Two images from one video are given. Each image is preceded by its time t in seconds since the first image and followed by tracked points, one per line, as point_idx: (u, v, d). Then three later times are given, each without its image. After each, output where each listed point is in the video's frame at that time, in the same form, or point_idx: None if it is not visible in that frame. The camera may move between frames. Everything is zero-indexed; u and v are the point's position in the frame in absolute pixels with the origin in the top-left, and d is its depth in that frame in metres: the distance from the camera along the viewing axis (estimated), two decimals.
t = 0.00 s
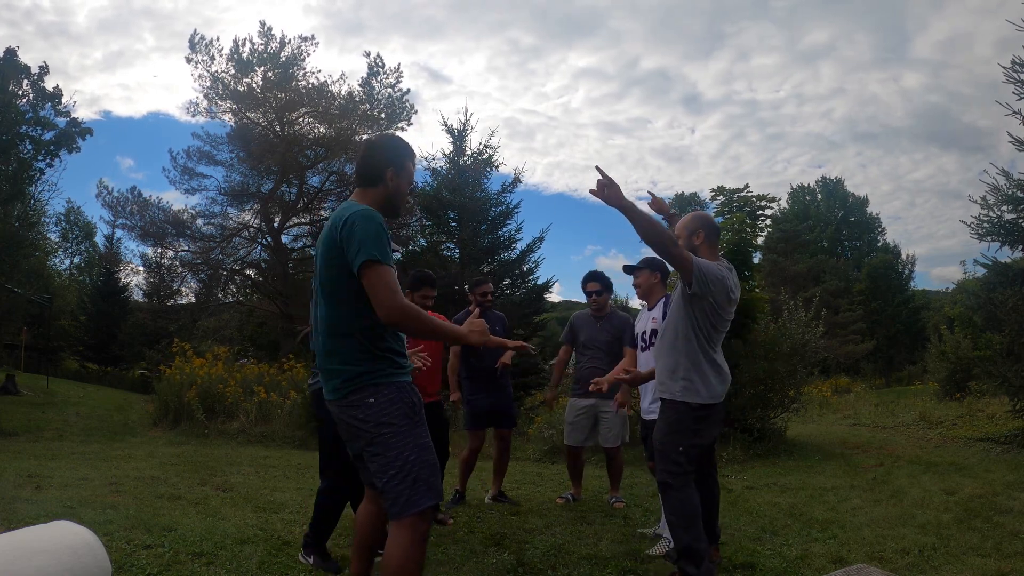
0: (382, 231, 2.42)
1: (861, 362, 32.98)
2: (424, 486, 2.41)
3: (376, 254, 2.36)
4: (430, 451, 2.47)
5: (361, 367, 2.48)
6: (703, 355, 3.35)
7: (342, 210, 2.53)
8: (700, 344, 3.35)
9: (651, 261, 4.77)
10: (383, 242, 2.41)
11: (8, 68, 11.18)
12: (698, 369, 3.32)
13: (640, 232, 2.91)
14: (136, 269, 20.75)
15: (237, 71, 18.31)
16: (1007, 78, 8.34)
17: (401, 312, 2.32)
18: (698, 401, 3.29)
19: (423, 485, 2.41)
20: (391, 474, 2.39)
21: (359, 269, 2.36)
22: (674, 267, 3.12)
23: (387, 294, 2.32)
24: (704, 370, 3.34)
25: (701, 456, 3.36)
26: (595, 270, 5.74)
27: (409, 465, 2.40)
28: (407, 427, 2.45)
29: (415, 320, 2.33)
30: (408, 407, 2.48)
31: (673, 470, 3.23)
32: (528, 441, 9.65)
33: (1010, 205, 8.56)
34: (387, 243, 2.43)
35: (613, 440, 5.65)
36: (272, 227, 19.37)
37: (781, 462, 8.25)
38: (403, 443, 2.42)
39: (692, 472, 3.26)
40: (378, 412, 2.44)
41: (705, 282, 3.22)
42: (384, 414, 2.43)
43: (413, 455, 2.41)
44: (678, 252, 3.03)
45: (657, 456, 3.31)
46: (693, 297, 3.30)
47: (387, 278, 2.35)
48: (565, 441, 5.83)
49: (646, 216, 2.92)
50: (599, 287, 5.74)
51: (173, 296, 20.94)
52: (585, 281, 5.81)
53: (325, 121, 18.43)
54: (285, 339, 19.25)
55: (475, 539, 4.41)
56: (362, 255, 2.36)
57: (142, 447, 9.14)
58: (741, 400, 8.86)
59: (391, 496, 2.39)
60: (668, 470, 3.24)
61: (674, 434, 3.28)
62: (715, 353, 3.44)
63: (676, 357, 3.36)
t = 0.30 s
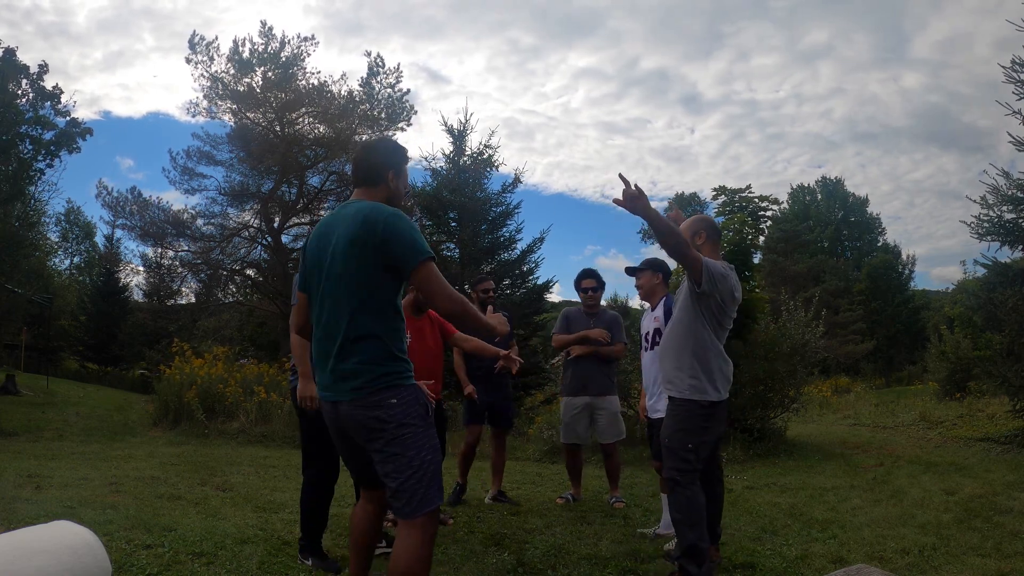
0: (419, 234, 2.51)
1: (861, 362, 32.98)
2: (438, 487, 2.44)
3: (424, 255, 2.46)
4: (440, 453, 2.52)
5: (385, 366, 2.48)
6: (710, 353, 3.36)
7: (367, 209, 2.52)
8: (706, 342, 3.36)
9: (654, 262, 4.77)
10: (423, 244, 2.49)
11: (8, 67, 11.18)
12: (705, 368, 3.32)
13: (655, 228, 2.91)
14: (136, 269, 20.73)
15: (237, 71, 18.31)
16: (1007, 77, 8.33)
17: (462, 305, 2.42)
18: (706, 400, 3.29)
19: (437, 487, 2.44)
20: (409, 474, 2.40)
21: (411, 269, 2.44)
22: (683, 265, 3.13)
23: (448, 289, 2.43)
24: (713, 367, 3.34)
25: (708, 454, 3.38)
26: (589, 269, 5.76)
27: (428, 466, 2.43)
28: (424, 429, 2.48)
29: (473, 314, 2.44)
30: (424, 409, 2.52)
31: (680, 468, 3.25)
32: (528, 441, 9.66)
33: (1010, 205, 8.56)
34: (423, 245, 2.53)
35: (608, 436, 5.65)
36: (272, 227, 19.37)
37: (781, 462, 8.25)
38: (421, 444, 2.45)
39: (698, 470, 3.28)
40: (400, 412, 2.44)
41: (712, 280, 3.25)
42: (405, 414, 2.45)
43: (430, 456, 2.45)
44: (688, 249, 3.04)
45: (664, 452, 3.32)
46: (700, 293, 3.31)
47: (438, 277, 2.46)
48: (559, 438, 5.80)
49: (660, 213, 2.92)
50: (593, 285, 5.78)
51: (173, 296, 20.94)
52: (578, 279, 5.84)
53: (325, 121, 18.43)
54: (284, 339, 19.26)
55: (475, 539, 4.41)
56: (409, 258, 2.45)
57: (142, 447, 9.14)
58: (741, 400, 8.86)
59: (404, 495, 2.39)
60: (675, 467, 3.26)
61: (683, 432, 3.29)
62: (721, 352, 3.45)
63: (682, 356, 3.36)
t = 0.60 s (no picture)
0: (412, 231, 2.49)
1: (861, 362, 32.98)
2: (436, 485, 2.44)
3: (417, 254, 2.45)
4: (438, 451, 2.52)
5: (381, 364, 2.48)
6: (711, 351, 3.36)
7: (364, 206, 2.52)
8: (707, 340, 3.36)
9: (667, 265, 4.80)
10: (416, 242, 2.48)
11: (8, 67, 11.18)
12: (706, 366, 3.32)
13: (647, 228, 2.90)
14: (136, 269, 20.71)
15: (237, 71, 18.32)
16: (1007, 77, 8.32)
17: (435, 316, 2.45)
18: (708, 398, 3.29)
19: (434, 485, 2.44)
20: (406, 471, 2.40)
21: (400, 266, 2.43)
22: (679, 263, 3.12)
23: (423, 300, 2.43)
24: (716, 366, 3.34)
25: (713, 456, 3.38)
26: (580, 269, 5.76)
27: (425, 463, 2.43)
28: (423, 427, 2.48)
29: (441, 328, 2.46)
30: (423, 406, 2.52)
31: (683, 472, 3.24)
32: (528, 441, 9.65)
33: (1010, 205, 8.56)
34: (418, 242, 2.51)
35: (606, 435, 5.66)
36: (271, 227, 19.37)
37: (781, 462, 8.25)
38: (418, 441, 2.45)
39: (703, 473, 3.26)
40: (398, 409, 2.44)
41: (710, 279, 3.23)
42: (404, 411, 2.45)
43: (428, 453, 2.45)
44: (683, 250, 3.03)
45: (667, 454, 3.33)
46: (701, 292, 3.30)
47: (421, 283, 2.45)
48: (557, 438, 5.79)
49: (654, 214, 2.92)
50: (584, 285, 5.78)
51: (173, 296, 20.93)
52: (569, 280, 5.84)
53: (325, 121, 18.43)
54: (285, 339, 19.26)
55: (475, 539, 4.41)
56: (401, 256, 2.43)
57: (142, 447, 9.14)
58: (741, 400, 8.86)
59: (401, 492, 2.39)
60: (679, 472, 3.25)
61: (686, 437, 3.29)
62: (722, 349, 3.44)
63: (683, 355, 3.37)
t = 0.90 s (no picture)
0: (371, 233, 2.40)
1: (861, 362, 32.99)
2: (426, 486, 2.41)
3: (358, 254, 2.35)
4: (429, 449, 2.49)
5: (355, 367, 2.47)
6: (711, 355, 3.36)
7: (341, 209, 2.53)
8: (707, 344, 3.36)
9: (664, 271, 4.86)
10: (370, 243, 2.39)
11: (8, 67, 11.19)
12: (704, 370, 3.33)
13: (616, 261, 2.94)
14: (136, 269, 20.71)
15: (237, 71, 18.32)
16: (1007, 77, 8.32)
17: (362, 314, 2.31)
18: (707, 403, 3.29)
19: (425, 485, 2.42)
20: (391, 475, 2.40)
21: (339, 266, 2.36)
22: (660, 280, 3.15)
23: (351, 296, 2.30)
24: (717, 369, 3.34)
25: (715, 461, 3.37)
26: (562, 273, 5.74)
27: (410, 464, 2.41)
28: (407, 428, 2.45)
29: (370, 328, 2.33)
30: (407, 405, 2.48)
31: (683, 480, 3.24)
32: (528, 441, 9.65)
33: (1010, 205, 8.56)
34: (377, 243, 2.42)
35: (599, 438, 5.64)
36: (271, 227, 19.38)
37: (781, 462, 8.25)
38: (401, 443, 2.43)
39: (705, 480, 3.26)
40: (376, 412, 2.44)
41: (699, 287, 3.23)
42: (383, 413, 2.44)
43: (413, 455, 2.42)
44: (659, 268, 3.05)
45: (667, 461, 3.35)
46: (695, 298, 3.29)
47: (360, 279, 2.34)
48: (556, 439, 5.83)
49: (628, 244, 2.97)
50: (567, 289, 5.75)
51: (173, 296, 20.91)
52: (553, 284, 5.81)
53: (325, 121, 18.44)
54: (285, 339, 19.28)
55: (475, 539, 4.41)
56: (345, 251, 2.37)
57: (142, 447, 9.14)
58: (741, 400, 8.87)
59: (389, 495, 2.40)
60: (679, 480, 3.26)
61: (685, 444, 3.30)
62: (725, 349, 3.43)
63: (683, 360, 3.40)
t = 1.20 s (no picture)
0: (362, 233, 2.41)
1: (861, 362, 33.01)
2: (419, 487, 2.40)
3: (346, 253, 2.35)
4: (423, 449, 2.46)
5: (347, 368, 2.46)
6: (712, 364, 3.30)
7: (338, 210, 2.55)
8: (711, 359, 3.30)
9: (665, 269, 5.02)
10: (360, 243, 2.39)
11: (8, 67, 11.19)
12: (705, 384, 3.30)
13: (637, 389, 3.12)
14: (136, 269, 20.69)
15: (238, 71, 18.31)
16: (1007, 77, 8.31)
17: (337, 313, 2.29)
18: (707, 411, 3.26)
19: (418, 486, 2.40)
20: (383, 477, 2.39)
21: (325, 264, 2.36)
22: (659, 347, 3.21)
23: (329, 293, 2.29)
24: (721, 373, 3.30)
25: (714, 464, 3.36)
26: (553, 274, 5.76)
27: (401, 466, 2.40)
28: (398, 429, 2.43)
29: (344, 327, 2.30)
30: (397, 406, 2.45)
31: (681, 485, 3.26)
32: (528, 441, 9.66)
33: (1010, 205, 8.55)
34: (367, 242, 2.42)
35: (596, 436, 5.64)
36: (271, 227, 19.39)
37: (781, 462, 8.25)
38: (392, 444, 2.41)
39: (705, 485, 3.26)
40: (365, 414, 2.42)
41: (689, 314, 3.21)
42: (373, 415, 2.42)
43: (404, 456, 2.41)
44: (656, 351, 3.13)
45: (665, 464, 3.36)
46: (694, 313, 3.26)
47: (341, 277, 2.33)
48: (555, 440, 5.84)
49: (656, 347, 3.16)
50: (557, 290, 5.78)
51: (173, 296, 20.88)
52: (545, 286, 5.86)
53: (325, 121, 18.44)
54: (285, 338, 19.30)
55: (475, 539, 4.41)
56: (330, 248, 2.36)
57: (142, 447, 9.15)
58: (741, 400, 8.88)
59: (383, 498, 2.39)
60: (677, 484, 3.28)
61: (682, 448, 3.30)
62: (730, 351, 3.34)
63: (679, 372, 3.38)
